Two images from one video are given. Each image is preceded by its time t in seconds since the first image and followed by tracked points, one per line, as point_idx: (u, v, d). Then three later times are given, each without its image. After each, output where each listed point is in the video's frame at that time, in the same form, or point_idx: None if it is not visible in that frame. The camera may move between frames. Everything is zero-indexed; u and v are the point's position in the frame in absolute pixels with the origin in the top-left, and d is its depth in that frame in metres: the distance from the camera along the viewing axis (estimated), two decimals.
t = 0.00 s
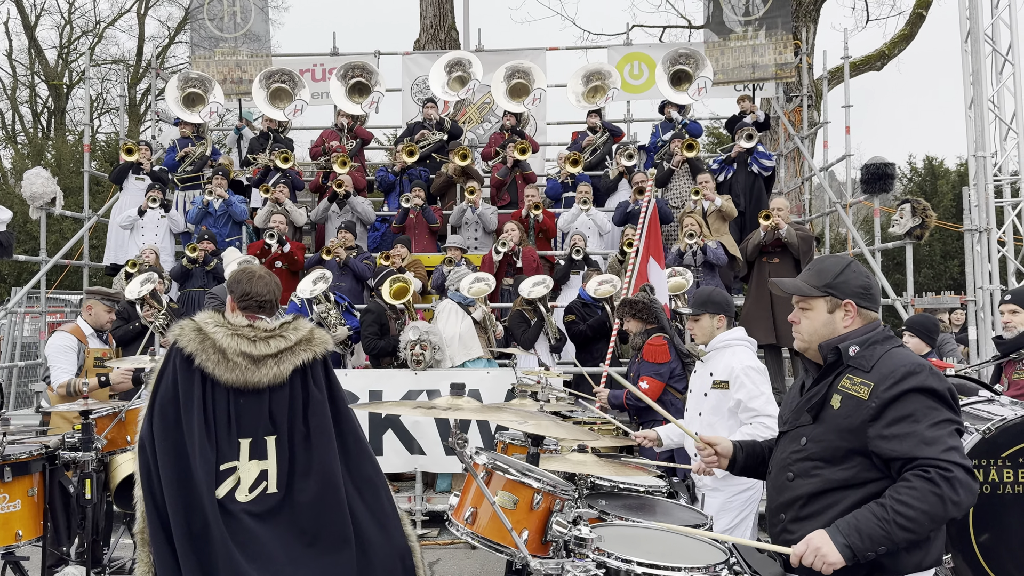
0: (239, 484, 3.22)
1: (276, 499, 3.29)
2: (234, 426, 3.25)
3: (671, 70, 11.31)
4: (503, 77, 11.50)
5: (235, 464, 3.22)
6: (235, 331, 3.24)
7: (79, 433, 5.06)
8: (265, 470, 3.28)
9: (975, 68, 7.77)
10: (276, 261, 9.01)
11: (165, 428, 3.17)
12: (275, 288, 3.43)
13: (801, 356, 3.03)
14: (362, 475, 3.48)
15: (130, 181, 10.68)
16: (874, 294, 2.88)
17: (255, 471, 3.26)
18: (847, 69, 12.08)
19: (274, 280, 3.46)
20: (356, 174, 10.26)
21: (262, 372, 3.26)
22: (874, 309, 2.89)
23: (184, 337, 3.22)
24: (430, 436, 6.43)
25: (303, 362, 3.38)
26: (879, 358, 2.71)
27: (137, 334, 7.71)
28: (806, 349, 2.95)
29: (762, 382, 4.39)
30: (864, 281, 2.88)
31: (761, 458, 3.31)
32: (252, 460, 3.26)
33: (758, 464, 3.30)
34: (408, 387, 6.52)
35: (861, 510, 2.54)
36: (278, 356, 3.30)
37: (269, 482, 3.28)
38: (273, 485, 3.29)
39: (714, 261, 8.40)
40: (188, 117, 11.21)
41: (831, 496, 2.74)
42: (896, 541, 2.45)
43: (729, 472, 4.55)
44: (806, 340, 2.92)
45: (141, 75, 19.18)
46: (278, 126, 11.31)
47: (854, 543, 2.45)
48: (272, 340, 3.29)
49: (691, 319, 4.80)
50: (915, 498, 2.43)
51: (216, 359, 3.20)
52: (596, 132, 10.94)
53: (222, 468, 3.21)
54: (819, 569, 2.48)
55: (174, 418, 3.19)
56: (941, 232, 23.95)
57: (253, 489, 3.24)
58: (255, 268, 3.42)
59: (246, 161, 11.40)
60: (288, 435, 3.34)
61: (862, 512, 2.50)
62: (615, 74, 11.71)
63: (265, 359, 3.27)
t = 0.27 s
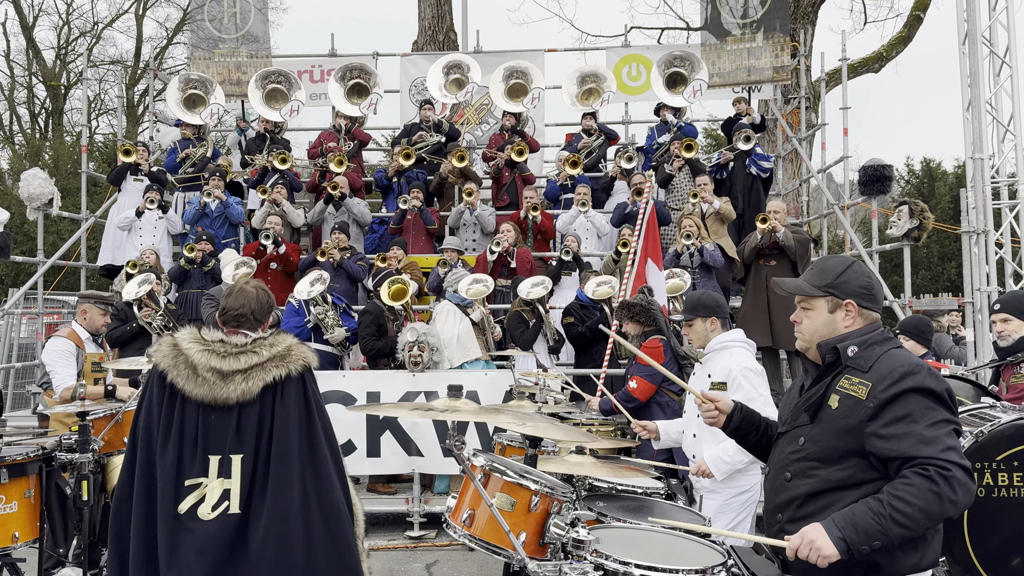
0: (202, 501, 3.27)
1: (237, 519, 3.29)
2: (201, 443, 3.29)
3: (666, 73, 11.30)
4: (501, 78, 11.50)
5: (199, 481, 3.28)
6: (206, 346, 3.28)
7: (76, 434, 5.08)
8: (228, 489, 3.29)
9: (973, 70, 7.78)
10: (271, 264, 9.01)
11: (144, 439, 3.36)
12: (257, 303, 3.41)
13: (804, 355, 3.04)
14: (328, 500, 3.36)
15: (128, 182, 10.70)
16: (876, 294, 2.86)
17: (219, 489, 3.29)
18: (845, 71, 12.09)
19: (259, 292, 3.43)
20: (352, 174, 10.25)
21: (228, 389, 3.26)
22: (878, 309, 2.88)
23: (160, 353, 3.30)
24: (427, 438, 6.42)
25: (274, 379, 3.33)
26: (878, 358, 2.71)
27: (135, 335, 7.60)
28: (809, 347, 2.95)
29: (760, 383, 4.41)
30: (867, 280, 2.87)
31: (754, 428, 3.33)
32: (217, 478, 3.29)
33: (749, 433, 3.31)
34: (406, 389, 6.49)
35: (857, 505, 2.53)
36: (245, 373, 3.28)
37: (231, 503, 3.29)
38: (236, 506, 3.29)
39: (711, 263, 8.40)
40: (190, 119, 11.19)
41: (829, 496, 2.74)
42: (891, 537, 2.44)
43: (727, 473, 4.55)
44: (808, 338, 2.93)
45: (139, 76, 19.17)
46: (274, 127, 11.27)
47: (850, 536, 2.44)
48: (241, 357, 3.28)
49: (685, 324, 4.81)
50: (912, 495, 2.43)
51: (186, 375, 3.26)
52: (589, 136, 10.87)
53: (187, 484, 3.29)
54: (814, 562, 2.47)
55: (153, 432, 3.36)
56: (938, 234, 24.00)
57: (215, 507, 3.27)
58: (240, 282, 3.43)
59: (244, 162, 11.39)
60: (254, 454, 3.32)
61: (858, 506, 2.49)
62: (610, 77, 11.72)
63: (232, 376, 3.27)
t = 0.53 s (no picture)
0: (203, 488, 3.25)
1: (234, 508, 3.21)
2: (202, 430, 3.29)
3: (662, 74, 11.33)
4: (501, 80, 11.51)
5: (203, 468, 3.27)
6: (207, 333, 3.32)
7: (74, 436, 5.05)
8: (227, 476, 3.24)
9: (971, 72, 7.79)
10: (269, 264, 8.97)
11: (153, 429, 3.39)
12: (258, 289, 3.42)
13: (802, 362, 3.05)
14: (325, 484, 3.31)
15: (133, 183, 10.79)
16: (859, 296, 2.86)
17: (219, 476, 3.25)
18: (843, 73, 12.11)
19: (260, 278, 3.44)
20: (351, 176, 10.28)
21: (227, 374, 3.27)
22: (865, 312, 2.87)
23: (166, 343, 3.37)
24: (426, 440, 6.41)
25: (271, 362, 3.31)
26: (879, 362, 2.71)
27: (134, 336, 7.65)
28: (804, 359, 2.97)
29: (758, 386, 4.40)
30: (848, 285, 2.86)
31: (744, 470, 3.30)
32: (218, 465, 3.26)
33: (743, 476, 3.29)
34: (404, 391, 6.54)
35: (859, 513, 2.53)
36: (243, 357, 3.28)
37: (228, 489, 3.23)
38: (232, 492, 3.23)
39: (709, 265, 8.41)
40: (189, 121, 11.19)
41: (830, 501, 2.74)
42: (894, 546, 2.45)
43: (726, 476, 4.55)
44: (801, 351, 2.94)
45: (138, 77, 19.17)
46: (273, 128, 11.23)
47: (853, 546, 2.45)
48: (238, 341, 3.29)
49: (683, 329, 4.82)
50: (915, 505, 2.43)
51: (189, 362, 3.31)
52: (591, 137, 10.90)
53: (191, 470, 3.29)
54: (818, 571, 2.48)
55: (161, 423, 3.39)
56: (937, 235, 24.03)
57: (215, 494, 3.23)
58: (241, 271, 3.45)
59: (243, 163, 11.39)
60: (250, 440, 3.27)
61: (861, 515, 2.50)
62: (608, 79, 11.72)
63: (231, 361, 3.28)
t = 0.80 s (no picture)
0: (227, 495, 3.24)
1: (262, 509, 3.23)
2: (219, 437, 3.29)
3: (661, 76, 11.34)
4: (502, 82, 11.51)
5: (224, 475, 3.27)
6: (213, 340, 3.32)
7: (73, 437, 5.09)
8: (250, 480, 3.25)
9: (971, 75, 7.79)
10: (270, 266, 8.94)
11: (170, 444, 3.38)
12: (260, 291, 3.40)
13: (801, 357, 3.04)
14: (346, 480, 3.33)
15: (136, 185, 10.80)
16: (873, 299, 2.84)
17: (242, 481, 3.25)
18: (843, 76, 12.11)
19: (261, 283, 3.39)
20: (351, 178, 10.28)
21: (238, 378, 3.27)
22: (874, 315, 2.86)
23: (173, 356, 3.36)
24: (425, 442, 6.41)
25: (282, 361, 3.32)
26: (877, 364, 2.71)
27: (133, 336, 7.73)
28: (804, 351, 2.97)
29: (758, 388, 4.38)
30: (863, 285, 2.85)
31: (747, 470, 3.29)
32: (239, 470, 3.26)
33: (744, 475, 3.28)
34: (404, 393, 6.53)
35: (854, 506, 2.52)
36: (252, 360, 3.28)
37: (253, 493, 3.24)
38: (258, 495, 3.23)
39: (709, 267, 8.41)
40: (188, 121, 11.20)
41: (828, 502, 2.74)
42: (884, 539, 2.43)
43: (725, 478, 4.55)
44: (803, 342, 2.94)
45: (138, 79, 19.18)
46: (275, 130, 11.25)
47: (843, 534, 2.44)
48: (245, 345, 3.30)
49: (682, 331, 4.82)
50: (909, 500, 2.42)
51: (198, 372, 3.30)
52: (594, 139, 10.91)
53: (212, 479, 3.28)
54: (808, 560, 2.45)
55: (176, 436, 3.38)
56: (937, 238, 24.04)
57: (240, 499, 3.23)
58: (239, 275, 3.43)
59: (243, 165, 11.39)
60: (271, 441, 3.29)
61: (854, 505, 2.49)
62: (610, 81, 11.73)
63: (241, 365, 3.28)
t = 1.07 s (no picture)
0: (233, 500, 3.24)
1: (272, 514, 3.26)
2: (223, 442, 3.27)
3: (660, 78, 11.34)
4: (502, 84, 11.51)
5: (227, 480, 3.26)
6: (216, 345, 3.29)
7: (73, 440, 5.13)
8: (258, 485, 3.27)
9: (971, 77, 7.80)
10: (274, 268, 8.96)
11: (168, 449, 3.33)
12: (262, 296, 3.37)
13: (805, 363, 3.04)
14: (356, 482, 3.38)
15: (138, 188, 10.68)
16: (868, 300, 2.84)
17: (249, 485, 3.26)
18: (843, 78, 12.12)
19: (260, 293, 3.37)
20: (352, 180, 10.29)
21: (242, 384, 3.25)
22: (873, 315, 2.85)
23: (173, 359, 3.31)
24: (426, 444, 6.40)
25: (288, 367, 3.32)
26: (881, 366, 2.70)
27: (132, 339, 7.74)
28: (807, 357, 2.96)
29: (759, 389, 4.38)
30: (858, 287, 2.85)
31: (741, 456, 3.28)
32: (246, 475, 3.27)
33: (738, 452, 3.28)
34: (404, 396, 6.52)
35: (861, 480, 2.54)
36: (258, 365, 3.27)
37: (263, 497, 3.26)
38: (267, 500, 3.26)
39: (710, 270, 8.41)
40: (186, 124, 11.20)
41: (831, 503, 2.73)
42: (884, 516, 2.45)
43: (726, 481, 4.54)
44: (805, 349, 2.94)
45: (138, 81, 19.20)
46: (275, 133, 11.26)
47: (842, 493, 2.47)
48: (251, 350, 3.28)
49: (682, 333, 4.82)
50: (917, 484, 2.42)
51: (200, 376, 3.27)
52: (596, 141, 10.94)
53: (216, 484, 3.26)
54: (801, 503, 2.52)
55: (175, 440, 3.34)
56: (937, 241, 24.04)
57: (248, 504, 3.25)
58: (240, 281, 3.38)
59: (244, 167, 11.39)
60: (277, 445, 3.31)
61: (862, 479, 2.51)
62: (612, 83, 11.74)
63: (245, 370, 3.26)
